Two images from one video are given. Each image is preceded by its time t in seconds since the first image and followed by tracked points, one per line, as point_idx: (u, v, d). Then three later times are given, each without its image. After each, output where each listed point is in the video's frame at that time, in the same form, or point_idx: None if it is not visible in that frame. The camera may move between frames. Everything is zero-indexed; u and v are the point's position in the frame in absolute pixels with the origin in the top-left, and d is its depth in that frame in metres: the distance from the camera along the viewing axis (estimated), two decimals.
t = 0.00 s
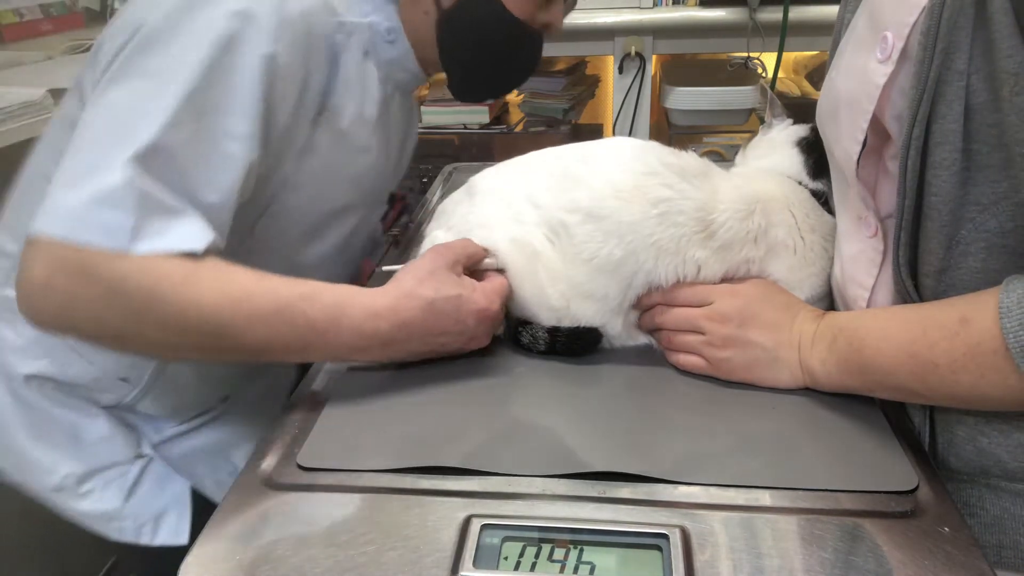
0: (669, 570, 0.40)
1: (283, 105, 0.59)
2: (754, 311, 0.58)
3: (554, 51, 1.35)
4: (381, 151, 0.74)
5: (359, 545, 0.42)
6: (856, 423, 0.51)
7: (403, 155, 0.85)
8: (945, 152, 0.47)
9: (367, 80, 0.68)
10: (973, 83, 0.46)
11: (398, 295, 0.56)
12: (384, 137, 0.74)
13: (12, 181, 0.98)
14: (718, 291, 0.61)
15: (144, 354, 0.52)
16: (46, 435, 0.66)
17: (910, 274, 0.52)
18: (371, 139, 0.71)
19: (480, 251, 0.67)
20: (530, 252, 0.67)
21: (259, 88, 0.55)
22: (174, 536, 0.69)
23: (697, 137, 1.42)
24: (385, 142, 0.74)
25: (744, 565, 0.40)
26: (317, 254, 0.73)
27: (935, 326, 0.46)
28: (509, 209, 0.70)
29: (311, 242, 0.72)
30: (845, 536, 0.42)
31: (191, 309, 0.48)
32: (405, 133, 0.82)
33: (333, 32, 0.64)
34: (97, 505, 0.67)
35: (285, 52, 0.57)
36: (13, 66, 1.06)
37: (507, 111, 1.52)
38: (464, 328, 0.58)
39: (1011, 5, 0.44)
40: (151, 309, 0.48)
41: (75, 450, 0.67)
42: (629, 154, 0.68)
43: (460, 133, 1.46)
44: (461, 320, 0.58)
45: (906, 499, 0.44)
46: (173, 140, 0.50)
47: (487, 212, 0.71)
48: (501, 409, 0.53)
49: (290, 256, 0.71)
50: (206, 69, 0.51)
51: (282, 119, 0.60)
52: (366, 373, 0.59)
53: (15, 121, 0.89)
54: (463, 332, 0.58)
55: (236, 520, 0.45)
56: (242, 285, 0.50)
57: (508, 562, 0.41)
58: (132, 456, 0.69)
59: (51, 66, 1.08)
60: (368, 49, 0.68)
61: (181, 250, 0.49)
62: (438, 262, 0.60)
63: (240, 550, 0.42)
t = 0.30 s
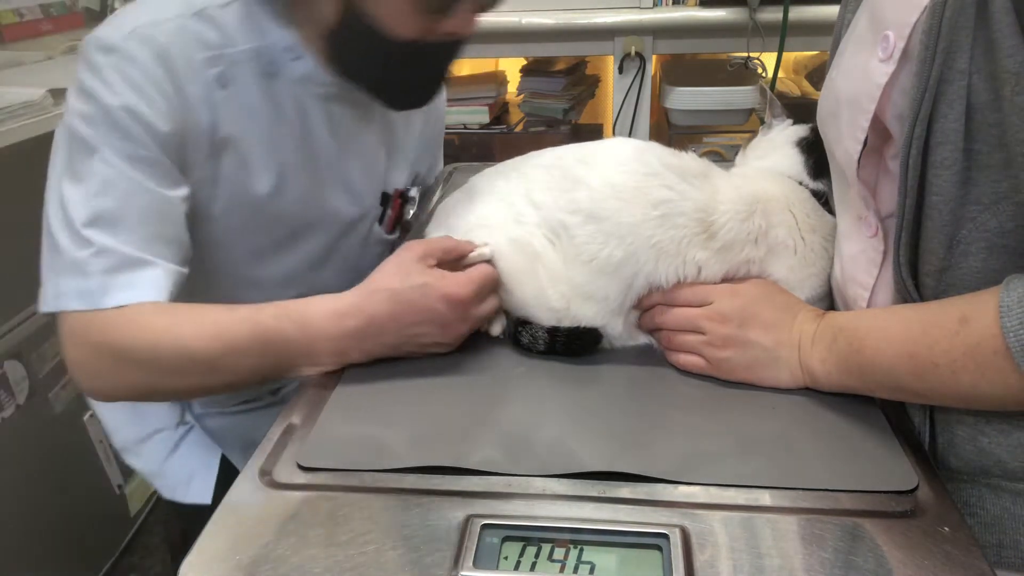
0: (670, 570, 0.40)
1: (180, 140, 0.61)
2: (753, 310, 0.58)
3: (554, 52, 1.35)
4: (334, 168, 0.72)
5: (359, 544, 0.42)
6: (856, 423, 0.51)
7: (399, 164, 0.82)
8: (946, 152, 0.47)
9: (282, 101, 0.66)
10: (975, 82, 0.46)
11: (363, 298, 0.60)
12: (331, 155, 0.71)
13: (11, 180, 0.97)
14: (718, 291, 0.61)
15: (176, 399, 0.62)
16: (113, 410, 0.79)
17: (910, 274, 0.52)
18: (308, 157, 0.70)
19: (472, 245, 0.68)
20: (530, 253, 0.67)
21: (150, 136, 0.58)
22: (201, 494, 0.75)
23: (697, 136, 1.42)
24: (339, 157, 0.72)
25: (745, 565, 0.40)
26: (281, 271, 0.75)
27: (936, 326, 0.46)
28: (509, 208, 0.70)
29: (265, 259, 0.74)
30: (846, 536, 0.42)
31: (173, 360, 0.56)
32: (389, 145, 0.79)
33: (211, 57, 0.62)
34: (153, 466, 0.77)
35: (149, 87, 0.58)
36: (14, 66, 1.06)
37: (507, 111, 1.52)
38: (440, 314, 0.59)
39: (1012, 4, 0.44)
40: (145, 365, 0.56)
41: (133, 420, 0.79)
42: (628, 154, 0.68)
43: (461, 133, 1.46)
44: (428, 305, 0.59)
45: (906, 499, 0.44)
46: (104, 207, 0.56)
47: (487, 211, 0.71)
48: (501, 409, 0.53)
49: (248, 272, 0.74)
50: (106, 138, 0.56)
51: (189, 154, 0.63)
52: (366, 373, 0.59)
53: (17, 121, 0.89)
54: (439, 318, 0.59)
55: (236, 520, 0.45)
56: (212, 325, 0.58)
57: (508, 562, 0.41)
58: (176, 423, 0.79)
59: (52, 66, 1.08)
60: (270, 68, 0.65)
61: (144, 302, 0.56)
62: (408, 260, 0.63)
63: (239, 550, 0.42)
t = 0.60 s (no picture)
0: (670, 570, 0.40)
1: (144, 129, 0.65)
2: (753, 310, 0.58)
3: (554, 52, 1.35)
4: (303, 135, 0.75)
5: (359, 545, 0.42)
6: (856, 423, 0.51)
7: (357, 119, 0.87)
8: (946, 152, 0.47)
9: (234, 83, 0.70)
10: (974, 82, 0.46)
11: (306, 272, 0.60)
12: (293, 121, 0.74)
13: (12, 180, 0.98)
14: (718, 290, 0.61)
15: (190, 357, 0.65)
16: (114, 401, 0.79)
17: (910, 273, 0.52)
18: (272, 127, 0.73)
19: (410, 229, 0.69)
20: (529, 252, 0.68)
21: (115, 128, 0.62)
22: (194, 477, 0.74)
23: (697, 137, 1.42)
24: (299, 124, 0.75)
25: (745, 565, 0.40)
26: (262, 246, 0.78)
27: (935, 326, 0.46)
28: (509, 208, 0.70)
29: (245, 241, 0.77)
30: (846, 537, 0.42)
31: (149, 339, 0.59)
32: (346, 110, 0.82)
33: (160, 56, 0.66)
34: (150, 451, 0.77)
35: (109, 88, 0.62)
36: (14, 66, 1.06)
37: (507, 111, 1.52)
38: (381, 291, 0.61)
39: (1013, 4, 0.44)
40: (133, 347, 0.60)
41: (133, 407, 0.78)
42: (627, 154, 0.69)
43: (460, 133, 1.46)
44: (359, 293, 0.60)
45: (906, 499, 0.44)
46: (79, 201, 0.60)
47: (487, 211, 0.71)
48: (500, 409, 0.53)
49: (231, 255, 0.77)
50: (75, 139, 0.61)
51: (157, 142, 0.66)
52: (365, 372, 0.59)
53: (16, 121, 0.90)
54: (385, 294, 0.61)
55: (236, 519, 0.45)
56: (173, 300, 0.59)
57: (508, 562, 0.41)
58: (178, 412, 0.79)
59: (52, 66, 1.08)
60: (215, 57, 0.69)
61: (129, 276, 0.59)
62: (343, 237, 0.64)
63: (239, 550, 0.42)
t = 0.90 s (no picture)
0: (670, 570, 0.40)
1: (116, 94, 0.65)
2: (752, 310, 0.58)
3: (554, 52, 1.35)
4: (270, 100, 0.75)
5: (359, 544, 0.42)
6: (857, 424, 0.51)
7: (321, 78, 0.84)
8: (947, 152, 0.47)
9: (203, 51, 0.70)
10: (976, 82, 0.46)
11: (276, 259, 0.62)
12: (261, 82, 0.74)
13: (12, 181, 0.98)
14: (717, 290, 0.61)
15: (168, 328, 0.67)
16: (114, 404, 0.79)
17: (911, 273, 0.52)
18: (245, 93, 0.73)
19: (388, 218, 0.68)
20: (529, 254, 0.68)
21: (87, 95, 0.62)
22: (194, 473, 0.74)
23: (697, 137, 1.42)
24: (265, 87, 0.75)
25: (745, 565, 0.40)
26: (241, 221, 0.75)
27: (936, 326, 0.46)
28: (508, 208, 0.70)
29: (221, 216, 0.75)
30: (846, 537, 0.41)
31: (129, 305, 0.62)
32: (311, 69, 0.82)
33: (128, 25, 0.67)
34: (148, 453, 0.77)
35: (79, 57, 0.63)
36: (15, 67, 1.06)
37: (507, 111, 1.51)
38: (346, 283, 0.62)
39: (1015, 4, 0.44)
40: (114, 310, 0.63)
41: (132, 409, 0.78)
42: (627, 155, 0.69)
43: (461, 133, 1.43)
44: (321, 281, 0.62)
45: (906, 499, 0.44)
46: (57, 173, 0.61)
47: (487, 211, 0.71)
48: (500, 409, 0.53)
49: (210, 231, 0.75)
50: (49, 110, 0.61)
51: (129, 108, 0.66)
52: (365, 370, 0.59)
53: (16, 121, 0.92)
54: (350, 287, 0.62)
55: (235, 519, 0.45)
56: (157, 272, 0.60)
57: (508, 562, 0.41)
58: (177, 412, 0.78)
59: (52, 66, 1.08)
60: (181, 27, 0.69)
61: (108, 245, 0.61)
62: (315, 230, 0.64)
63: (239, 550, 0.42)
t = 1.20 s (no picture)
0: (670, 570, 0.40)
1: (78, 92, 0.66)
2: (752, 310, 0.58)
3: (554, 51, 1.35)
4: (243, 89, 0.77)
5: (360, 544, 0.42)
6: (857, 424, 0.51)
7: (315, 75, 0.85)
8: (947, 153, 0.47)
9: (177, 46, 0.72)
10: (976, 83, 0.46)
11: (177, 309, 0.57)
12: (220, 73, 0.74)
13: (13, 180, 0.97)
14: (717, 291, 0.61)
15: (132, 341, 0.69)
16: (101, 394, 0.81)
17: (910, 274, 0.52)
18: (216, 88, 0.74)
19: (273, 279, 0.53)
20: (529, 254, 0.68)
21: (44, 98, 0.65)
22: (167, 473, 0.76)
23: (696, 137, 1.42)
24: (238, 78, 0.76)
25: (745, 565, 0.40)
26: (216, 216, 0.76)
27: (935, 327, 0.46)
28: (508, 209, 0.70)
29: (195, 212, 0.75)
30: (847, 537, 0.41)
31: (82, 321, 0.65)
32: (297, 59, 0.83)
33: (99, 22, 0.69)
34: (130, 447, 0.78)
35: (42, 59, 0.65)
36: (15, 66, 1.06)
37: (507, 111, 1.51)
38: (225, 347, 0.56)
39: (1014, 6, 0.44)
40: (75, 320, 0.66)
41: (120, 404, 0.80)
42: (627, 155, 0.68)
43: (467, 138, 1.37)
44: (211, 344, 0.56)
45: (906, 499, 0.44)
46: (11, 180, 0.65)
47: (488, 212, 0.71)
48: (500, 409, 0.53)
49: (186, 227, 0.75)
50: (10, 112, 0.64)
51: (94, 103, 0.68)
52: (365, 370, 0.59)
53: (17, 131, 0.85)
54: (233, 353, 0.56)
55: (235, 519, 0.45)
56: (98, 298, 0.63)
57: (508, 562, 0.41)
58: (163, 410, 0.79)
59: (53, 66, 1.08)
60: (156, 24, 0.71)
61: (56, 257, 0.65)
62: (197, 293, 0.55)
63: (239, 550, 0.42)
